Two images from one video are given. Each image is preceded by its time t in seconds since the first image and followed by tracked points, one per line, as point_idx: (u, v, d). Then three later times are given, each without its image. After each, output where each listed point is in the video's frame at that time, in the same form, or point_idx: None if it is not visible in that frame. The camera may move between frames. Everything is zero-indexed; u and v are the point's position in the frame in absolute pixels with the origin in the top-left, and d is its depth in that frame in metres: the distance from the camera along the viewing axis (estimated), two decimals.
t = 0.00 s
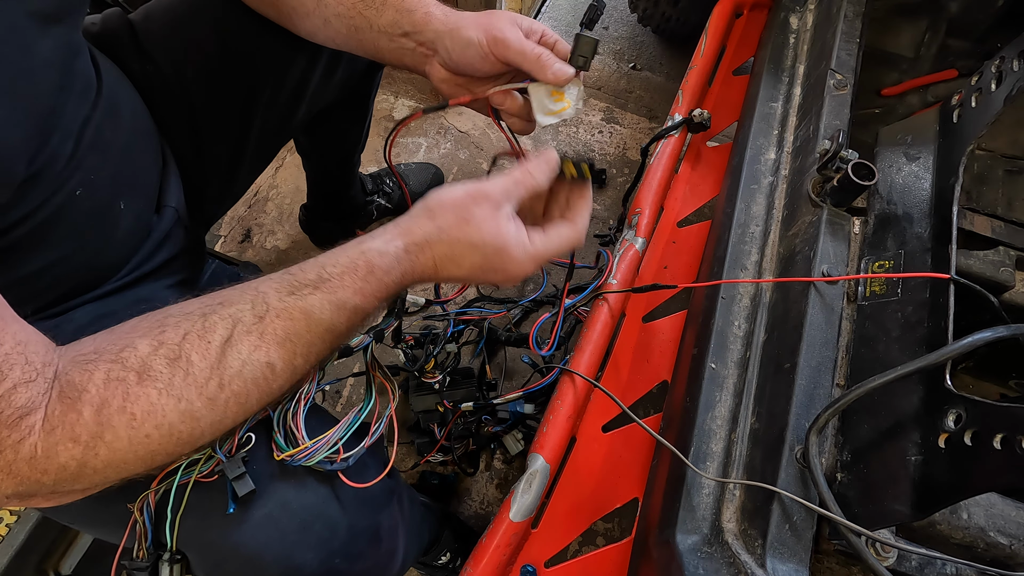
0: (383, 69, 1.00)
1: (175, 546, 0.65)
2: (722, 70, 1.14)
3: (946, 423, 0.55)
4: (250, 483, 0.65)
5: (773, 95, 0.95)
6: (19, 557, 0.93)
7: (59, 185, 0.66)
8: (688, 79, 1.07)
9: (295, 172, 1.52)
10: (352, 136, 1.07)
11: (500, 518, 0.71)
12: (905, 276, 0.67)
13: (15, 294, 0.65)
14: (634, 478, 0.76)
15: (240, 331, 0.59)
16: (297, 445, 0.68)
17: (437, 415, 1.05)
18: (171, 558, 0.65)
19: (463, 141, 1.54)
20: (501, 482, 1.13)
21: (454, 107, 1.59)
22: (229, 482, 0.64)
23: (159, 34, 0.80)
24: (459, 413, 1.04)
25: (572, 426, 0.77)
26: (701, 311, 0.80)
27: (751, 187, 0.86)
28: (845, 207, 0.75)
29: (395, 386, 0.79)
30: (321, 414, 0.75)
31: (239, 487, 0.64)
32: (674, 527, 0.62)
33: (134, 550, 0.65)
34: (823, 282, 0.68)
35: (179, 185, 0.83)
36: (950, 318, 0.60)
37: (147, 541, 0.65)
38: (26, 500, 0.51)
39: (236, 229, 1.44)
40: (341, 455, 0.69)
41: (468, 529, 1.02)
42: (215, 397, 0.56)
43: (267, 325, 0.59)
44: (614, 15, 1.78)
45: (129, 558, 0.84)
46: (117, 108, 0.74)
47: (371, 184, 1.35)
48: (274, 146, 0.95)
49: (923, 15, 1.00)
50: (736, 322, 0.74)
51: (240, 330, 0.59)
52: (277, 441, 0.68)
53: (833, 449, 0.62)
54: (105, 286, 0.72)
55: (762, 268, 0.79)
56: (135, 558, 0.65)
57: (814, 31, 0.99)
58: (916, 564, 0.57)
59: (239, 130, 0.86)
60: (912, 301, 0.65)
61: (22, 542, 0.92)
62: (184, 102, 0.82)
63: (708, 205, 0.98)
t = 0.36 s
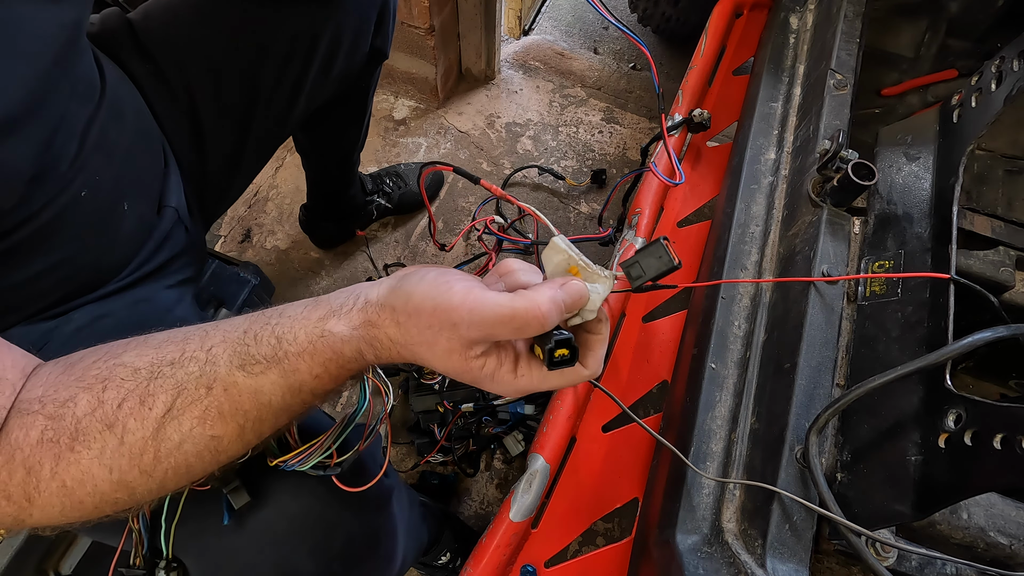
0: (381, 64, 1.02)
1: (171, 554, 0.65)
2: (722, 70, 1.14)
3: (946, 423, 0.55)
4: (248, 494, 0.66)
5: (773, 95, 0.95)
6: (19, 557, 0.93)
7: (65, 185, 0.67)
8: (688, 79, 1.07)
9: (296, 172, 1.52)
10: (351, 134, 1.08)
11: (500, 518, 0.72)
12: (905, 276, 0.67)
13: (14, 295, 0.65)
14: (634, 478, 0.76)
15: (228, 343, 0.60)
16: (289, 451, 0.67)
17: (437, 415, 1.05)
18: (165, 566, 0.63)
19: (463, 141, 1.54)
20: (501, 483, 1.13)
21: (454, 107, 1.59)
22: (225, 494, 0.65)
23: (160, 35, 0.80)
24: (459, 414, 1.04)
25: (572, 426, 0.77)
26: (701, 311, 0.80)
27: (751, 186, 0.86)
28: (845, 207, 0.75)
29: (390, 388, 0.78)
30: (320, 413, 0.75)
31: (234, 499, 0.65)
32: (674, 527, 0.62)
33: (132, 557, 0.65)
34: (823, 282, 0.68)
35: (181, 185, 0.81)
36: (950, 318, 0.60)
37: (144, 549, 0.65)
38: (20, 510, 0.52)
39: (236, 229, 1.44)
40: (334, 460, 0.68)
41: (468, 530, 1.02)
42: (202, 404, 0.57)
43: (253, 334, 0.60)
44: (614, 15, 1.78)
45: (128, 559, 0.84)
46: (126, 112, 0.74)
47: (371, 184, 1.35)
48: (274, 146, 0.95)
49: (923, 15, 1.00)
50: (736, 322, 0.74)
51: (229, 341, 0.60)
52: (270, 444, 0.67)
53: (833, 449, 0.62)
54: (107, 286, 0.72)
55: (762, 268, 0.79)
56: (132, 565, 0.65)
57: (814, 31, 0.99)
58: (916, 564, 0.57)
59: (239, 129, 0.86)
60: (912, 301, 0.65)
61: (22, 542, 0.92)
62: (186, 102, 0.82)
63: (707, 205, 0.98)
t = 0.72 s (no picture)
0: (382, 61, 1.00)
1: (173, 550, 0.65)
2: (722, 70, 1.14)
3: (946, 423, 0.55)
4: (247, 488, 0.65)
5: (773, 95, 0.95)
6: (20, 556, 0.93)
7: (63, 184, 0.67)
8: (688, 79, 1.07)
9: (296, 172, 1.52)
10: (351, 132, 1.07)
11: (500, 518, 0.71)
12: (905, 276, 0.67)
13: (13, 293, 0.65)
14: (634, 478, 0.76)
15: (214, 332, 0.59)
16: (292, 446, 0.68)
17: (437, 415, 1.05)
18: (168, 562, 0.64)
19: (463, 140, 1.54)
20: (501, 482, 1.13)
21: (454, 107, 1.59)
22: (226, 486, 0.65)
23: (158, 32, 0.80)
24: (459, 413, 1.04)
25: (572, 426, 0.77)
26: (701, 311, 0.80)
27: (751, 186, 0.86)
28: (845, 207, 0.75)
29: (392, 387, 0.79)
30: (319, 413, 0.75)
31: (235, 491, 0.64)
32: (674, 527, 0.62)
33: (133, 553, 0.66)
34: (823, 282, 0.68)
35: (179, 185, 0.82)
36: (950, 318, 0.60)
37: (145, 546, 0.65)
38: (11, 512, 0.52)
39: (236, 229, 1.44)
40: (336, 455, 0.69)
41: (468, 530, 1.02)
42: (189, 399, 0.55)
43: (240, 325, 0.60)
44: (614, 15, 1.79)
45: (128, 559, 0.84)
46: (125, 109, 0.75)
47: (371, 184, 1.35)
48: (273, 145, 0.95)
49: (923, 16, 1.00)
50: (736, 322, 0.74)
51: (213, 330, 0.59)
52: (270, 441, 0.68)
53: (833, 449, 0.62)
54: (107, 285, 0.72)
55: (762, 268, 0.79)
56: (134, 561, 0.65)
57: (814, 32, 0.99)
58: (916, 564, 0.57)
59: (238, 128, 0.86)
60: (912, 302, 0.65)
61: (22, 542, 0.92)
62: (185, 101, 0.82)
63: (708, 205, 0.98)
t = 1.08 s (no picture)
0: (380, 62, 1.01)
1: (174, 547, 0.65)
2: (722, 70, 1.14)
3: (946, 423, 0.55)
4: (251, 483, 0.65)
5: (773, 95, 0.95)
6: (19, 556, 0.93)
7: (54, 184, 0.67)
8: (688, 79, 1.07)
9: (297, 172, 1.52)
10: (351, 132, 1.07)
11: (499, 518, 0.71)
12: (905, 276, 0.67)
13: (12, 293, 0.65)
14: (634, 478, 0.76)
15: (221, 314, 0.59)
16: (295, 442, 0.68)
17: (437, 415, 1.05)
18: (170, 558, 0.64)
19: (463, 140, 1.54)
20: (501, 482, 1.13)
21: (454, 107, 1.59)
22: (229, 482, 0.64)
23: (158, 31, 0.80)
24: (459, 413, 1.05)
25: (572, 426, 0.77)
26: (701, 311, 0.80)
27: (751, 186, 0.86)
28: (845, 207, 0.75)
29: (393, 383, 0.78)
30: (319, 413, 0.74)
31: (238, 486, 0.64)
32: (674, 527, 0.62)
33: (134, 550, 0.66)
34: (823, 282, 0.68)
35: (179, 184, 0.82)
36: (950, 318, 0.60)
37: (147, 542, 0.65)
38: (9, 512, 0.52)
39: (236, 229, 1.44)
40: (340, 451, 0.69)
41: (468, 530, 1.02)
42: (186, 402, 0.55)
43: (241, 291, 0.60)
44: (614, 15, 1.79)
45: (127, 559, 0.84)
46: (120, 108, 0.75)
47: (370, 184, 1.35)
48: (273, 145, 0.95)
49: (922, 16, 1.00)
50: (736, 322, 0.74)
51: (214, 299, 0.59)
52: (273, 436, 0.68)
53: (833, 449, 0.62)
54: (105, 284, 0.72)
55: (762, 268, 0.79)
56: (135, 558, 0.65)
57: (814, 31, 0.99)
58: (916, 564, 0.57)
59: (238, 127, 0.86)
60: (912, 301, 0.65)
61: (22, 542, 0.92)
62: (185, 100, 0.82)
63: (707, 205, 0.98)
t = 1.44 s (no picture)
0: (378, 60, 1.01)
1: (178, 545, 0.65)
2: (722, 70, 1.14)
3: (946, 423, 0.55)
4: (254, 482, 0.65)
5: (773, 95, 0.95)
6: (19, 557, 0.93)
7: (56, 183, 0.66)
8: (688, 79, 1.08)
9: (297, 172, 1.52)
10: (351, 131, 1.07)
11: (500, 518, 0.71)
12: (905, 276, 0.67)
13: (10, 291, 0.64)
14: (634, 478, 0.76)
15: (213, 333, 0.57)
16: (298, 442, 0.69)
17: (438, 415, 1.05)
18: (172, 556, 0.64)
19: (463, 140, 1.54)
20: (501, 482, 1.13)
21: (454, 107, 1.59)
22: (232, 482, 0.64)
23: (156, 32, 0.80)
24: (459, 413, 1.04)
25: (572, 426, 0.77)
26: (701, 311, 0.80)
27: (751, 186, 0.86)
28: (845, 207, 0.75)
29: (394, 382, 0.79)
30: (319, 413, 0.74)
31: (240, 486, 0.64)
32: (674, 527, 0.62)
33: (137, 548, 0.65)
34: (823, 282, 0.68)
35: (179, 183, 0.83)
36: (950, 318, 0.60)
37: (150, 540, 0.65)
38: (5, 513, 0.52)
39: (237, 229, 1.44)
40: (342, 450, 0.70)
41: (469, 530, 1.02)
42: (186, 401, 0.55)
43: (241, 327, 0.58)
44: (614, 15, 1.79)
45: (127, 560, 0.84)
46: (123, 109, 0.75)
47: (371, 184, 1.34)
48: (271, 144, 0.95)
49: (922, 16, 1.00)
50: (736, 322, 0.74)
51: (212, 332, 0.57)
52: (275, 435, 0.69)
53: (833, 449, 0.62)
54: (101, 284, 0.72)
55: (762, 268, 0.79)
56: (138, 557, 0.65)
57: (814, 31, 0.99)
58: (916, 564, 0.57)
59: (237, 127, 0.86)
60: (912, 301, 0.65)
61: (21, 542, 0.92)
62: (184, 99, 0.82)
63: (707, 205, 0.98)
